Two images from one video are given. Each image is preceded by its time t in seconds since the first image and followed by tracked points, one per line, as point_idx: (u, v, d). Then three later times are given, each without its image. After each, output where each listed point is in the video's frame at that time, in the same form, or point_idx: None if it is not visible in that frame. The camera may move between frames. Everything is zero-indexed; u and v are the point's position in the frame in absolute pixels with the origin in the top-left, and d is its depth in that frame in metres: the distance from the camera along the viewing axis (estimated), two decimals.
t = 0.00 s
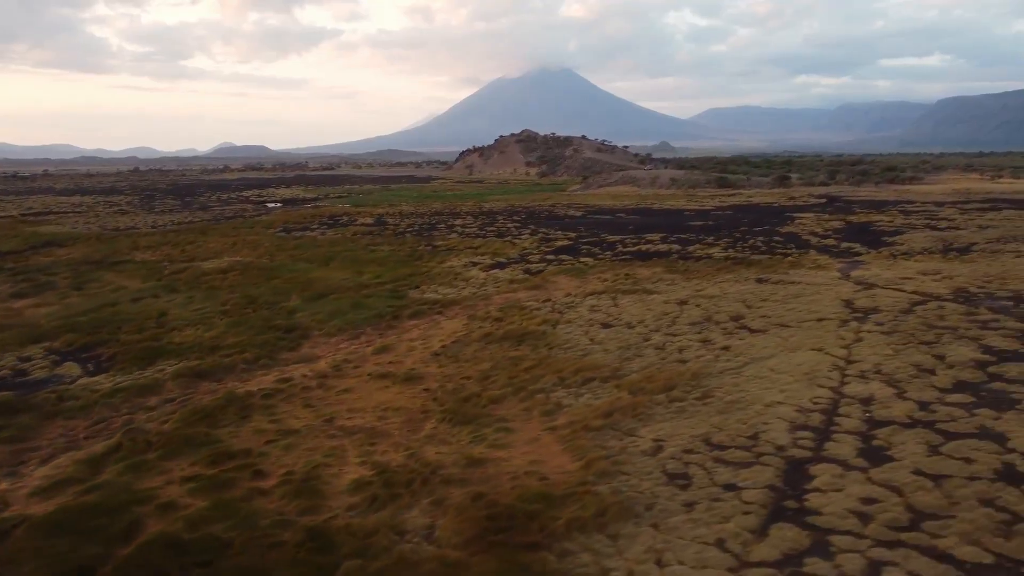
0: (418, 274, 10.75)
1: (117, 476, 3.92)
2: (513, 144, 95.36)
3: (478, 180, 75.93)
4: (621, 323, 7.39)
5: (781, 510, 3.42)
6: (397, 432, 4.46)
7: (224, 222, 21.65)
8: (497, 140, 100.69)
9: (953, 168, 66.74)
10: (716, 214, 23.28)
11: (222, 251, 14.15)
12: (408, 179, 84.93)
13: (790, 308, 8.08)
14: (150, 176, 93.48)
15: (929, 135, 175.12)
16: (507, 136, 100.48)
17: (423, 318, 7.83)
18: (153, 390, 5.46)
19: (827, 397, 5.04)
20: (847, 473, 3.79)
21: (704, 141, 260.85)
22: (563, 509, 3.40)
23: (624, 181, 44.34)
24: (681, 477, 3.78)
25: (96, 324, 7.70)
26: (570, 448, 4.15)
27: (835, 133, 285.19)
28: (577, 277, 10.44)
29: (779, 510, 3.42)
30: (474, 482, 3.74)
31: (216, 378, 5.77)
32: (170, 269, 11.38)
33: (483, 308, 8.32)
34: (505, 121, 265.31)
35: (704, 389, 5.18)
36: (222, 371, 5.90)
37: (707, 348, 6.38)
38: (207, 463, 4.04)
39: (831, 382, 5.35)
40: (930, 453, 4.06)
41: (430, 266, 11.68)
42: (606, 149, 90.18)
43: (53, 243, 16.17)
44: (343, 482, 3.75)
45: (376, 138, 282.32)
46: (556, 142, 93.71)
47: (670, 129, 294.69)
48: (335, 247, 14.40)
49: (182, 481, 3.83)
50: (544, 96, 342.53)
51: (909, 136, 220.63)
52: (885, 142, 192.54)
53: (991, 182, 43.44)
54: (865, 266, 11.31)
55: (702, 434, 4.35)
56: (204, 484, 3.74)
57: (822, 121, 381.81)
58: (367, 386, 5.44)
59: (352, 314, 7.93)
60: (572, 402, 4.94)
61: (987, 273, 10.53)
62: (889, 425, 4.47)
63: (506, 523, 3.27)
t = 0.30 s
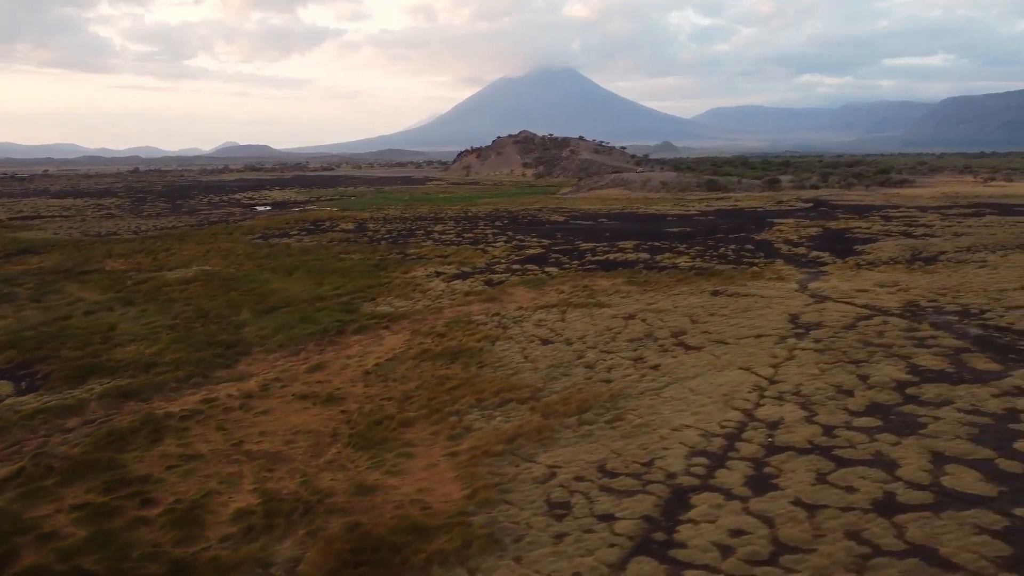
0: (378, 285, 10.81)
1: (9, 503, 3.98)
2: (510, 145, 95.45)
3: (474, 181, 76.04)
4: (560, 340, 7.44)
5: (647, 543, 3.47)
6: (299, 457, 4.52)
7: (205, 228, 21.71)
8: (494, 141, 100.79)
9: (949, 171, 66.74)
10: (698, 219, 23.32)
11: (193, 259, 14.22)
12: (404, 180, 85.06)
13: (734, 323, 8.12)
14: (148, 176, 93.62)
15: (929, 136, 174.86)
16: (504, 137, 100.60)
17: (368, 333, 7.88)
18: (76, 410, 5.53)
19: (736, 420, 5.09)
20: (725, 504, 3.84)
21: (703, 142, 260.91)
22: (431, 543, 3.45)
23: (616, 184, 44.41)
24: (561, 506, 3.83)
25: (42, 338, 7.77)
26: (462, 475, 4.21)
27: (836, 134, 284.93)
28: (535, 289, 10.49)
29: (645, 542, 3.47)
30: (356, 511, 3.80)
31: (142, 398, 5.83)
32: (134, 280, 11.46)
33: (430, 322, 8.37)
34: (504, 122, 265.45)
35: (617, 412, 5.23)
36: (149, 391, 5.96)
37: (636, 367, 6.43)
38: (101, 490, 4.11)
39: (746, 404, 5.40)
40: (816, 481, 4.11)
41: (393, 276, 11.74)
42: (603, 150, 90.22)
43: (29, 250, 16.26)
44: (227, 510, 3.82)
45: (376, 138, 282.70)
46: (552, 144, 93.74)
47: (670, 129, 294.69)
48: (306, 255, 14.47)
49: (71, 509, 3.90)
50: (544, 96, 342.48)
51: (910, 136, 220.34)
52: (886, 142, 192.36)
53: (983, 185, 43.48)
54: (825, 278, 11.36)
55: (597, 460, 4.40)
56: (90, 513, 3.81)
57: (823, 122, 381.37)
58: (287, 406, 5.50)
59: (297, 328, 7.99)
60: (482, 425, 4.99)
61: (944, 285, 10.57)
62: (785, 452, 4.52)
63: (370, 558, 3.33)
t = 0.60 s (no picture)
0: (342, 295, 10.88)
1: None
2: (511, 146, 95.57)
3: (473, 183, 76.20)
4: (504, 356, 7.49)
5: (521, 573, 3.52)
6: (208, 481, 4.60)
7: (191, 233, 21.84)
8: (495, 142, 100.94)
9: (950, 172, 66.49)
10: (684, 225, 23.34)
11: (168, 267, 14.34)
12: (404, 181, 85.19)
13: (682, 338, 8.15)
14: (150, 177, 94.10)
15: (934, 136, 174.41)
16: (505, 138, 100.74)
17: (317, 348, 7.95)
18: (6, 430, 5.63)
19: (650, 443, 5.14)
20: (611, 532, 3.88)
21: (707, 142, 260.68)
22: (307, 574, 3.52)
23: (610, 186, 44.42)
24: (449, 535, 3.89)
25: None
26: (361, 501, 4.28)
27: (840, 133, 283.93)
28: (496, 300, 10.55)
29: (519, 573, 3.53)
30: (246, 539, 3.87)
31: (75, 417, 5.92)
32: (103, 290, 11.57)
33: (381, 336, 8.43)
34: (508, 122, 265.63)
35: (534, 434, 5.29)
36: (83, 409, 6.05)
37: (569, 385, 6.47)
38: (5, 516, 4.20)
39: (665, 427, 5.44)
40: (708, 510, 4.15)
41: (360, 285, 11.82)
42: (603, 150, 90.26)
43: (10, 257, 16.42)
44: (120, 538, 3.90)
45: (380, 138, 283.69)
46: (552, 145, 93.76)
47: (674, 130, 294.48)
48: (281, 263, 14.58)
49: None
50: (548, 96, 342.15)
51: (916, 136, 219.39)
52: (891, 142, 191.57)
53: (979, 187, 43.35)
54: (790, 288, 11.39)
55: (499, 486, 4.46)
56: None
57: (828, 121, 380.06)
58: (214, 427, 5.58)
59: (248, 342, 8.07)
60: (397, 447, 5.05)
61: (907, 297, 10.58)
62: (688, 477, 4.57)
63: None
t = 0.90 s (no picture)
0: (306, 307, 10.96)
1: None
2: (511, 147, 95.55)
3: (473, 184, 76.21)
4: (449, 372, 7.55)
5: None
6: (119, 504, 4.68)
7: (177, 239, 21.99)
8: (496, 143, 100.99)
9: (951, 173, 66.25)
10: (669, 230, 23.34)
11: (144, 275, 14.47)
12: (404, 182, 85.43)
13: (631, 353, 8.19)
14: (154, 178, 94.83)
15: (939, 137, 173.46)
16: (505, 139, 100.74)
17: (266, 362, 8.03)
18: None
19: (566, 465, 5.19)
20: (498, 561, 3.94)
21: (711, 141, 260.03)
22: None
23: (605, 189, 44.43)
24: (339, 563, 3.96)
25: None
26: (263, 526, 4.35)
27: (845, 133, 282.88)
28: (458, 312, 10.60)
29: None
30: (138, 566, 3.96)
31: (10, 436, 6.03)
32: (72, 300, 11.69)
33: (333, 350, 8.51)
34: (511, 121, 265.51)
35: (453, 456, 5.34)
36: (19, 428, 6.16)
37: (504, 403, 6.53)
38: None
39: (586, 448, 5.49)
40: (602, 536, 4.21)
41: (328, 295, 11.91)
42: (603, 151, 90.15)
43: None
44: (18, 566, 3.99)
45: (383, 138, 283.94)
46: (553, 146, 93.79)
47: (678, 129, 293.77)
48: (256, 271, 14.69)
49: None
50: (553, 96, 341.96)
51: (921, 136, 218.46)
52: (895, 141, 190.82)
53: (975, 190, 43.19)
54: (754, 299, 11.40)
55: (402, 511, 4.52)
56: None
57: (833, 121, 378.69)
58: (142, 446, 5.67)
59: (199, 356, 8.17)
60: (314, 469, 5.12)
61: (868, 310, 10.57)
62: (592, 502, 4.62)
63: None
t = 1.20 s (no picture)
0: (269, 318, 11.04)
1: None
2: (511, 148, 95.57)
3: (472, 185, 76.24)
4: (393, 387, 7.61)
5: None
6: (35, 527, 4.77)
7: (163, 244, 22.11)
8: (496, 144, 101.07)
9: (951, 175, 66.10)
10: (654, 236, 23.36)
11: (120, 283, 14.60)
12: (404, 183, 85.63)
13: (579, 368, 8.23)
14: (157, 179, 95.45)
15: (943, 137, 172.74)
16: (506, 140, 100.81)
17: (217, 376, 8.11)
18: None
19: (483, 487, 5.25)
20: None
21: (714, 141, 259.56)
22: None
23: (599, 192, 44.44)
24: None
25: None
26: (167, 551, 4.43)
27: (850, 133, 281.96)
28: (420, 323, 10.67)
29: None
30: None
31: None
32: (43, 310, 11.82)
33: (286, 364, 8.58)
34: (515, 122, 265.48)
35: (374, 477, 5.41)
36: None
37: (439, 421, 6.58)
38: None
39: (507, 470, 5.54)
40: (498, 562, 4.27)
41: (295, 305, 11.99)
42: (603, 152, 90.05)
43: None
44: None
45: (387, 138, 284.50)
46: (553, 147, 93.86)
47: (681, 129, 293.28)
48: (232, 279, 14.80)
49: None
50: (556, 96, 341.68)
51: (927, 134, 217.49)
52: (900, 141, 190.02)
53: (970, 192, 43.16)
54: (717, 310, 11.44)
55: (308, 536, 4.59)
56: None
57: (838, 121, 377.62)
58: (74, 465, 5.77)
59: (152, 370, 8.26)
60: (233, 491, 5.20)
61: (827, 322, 10.61)
62: (497, 527, 4.67)
63: None
